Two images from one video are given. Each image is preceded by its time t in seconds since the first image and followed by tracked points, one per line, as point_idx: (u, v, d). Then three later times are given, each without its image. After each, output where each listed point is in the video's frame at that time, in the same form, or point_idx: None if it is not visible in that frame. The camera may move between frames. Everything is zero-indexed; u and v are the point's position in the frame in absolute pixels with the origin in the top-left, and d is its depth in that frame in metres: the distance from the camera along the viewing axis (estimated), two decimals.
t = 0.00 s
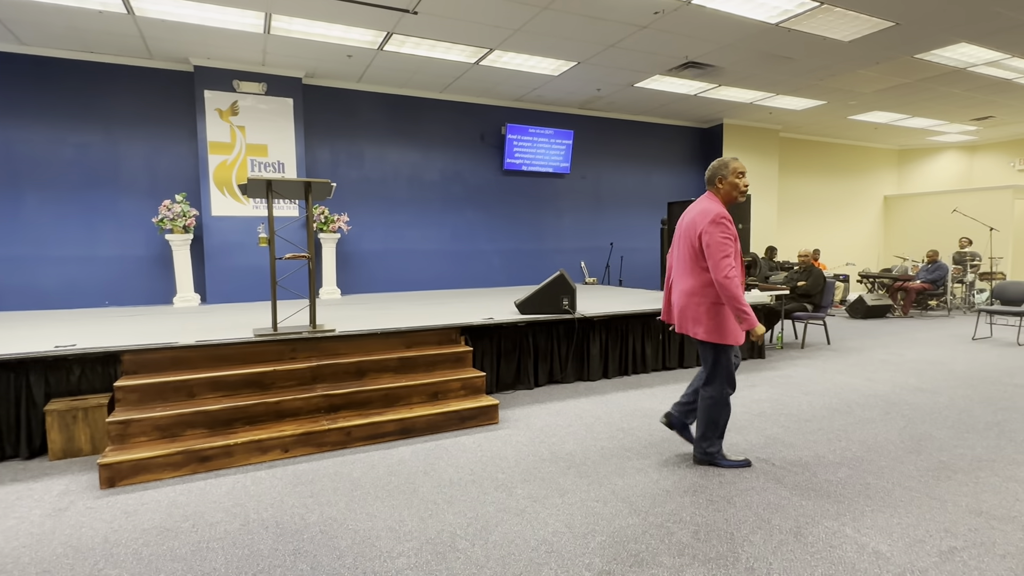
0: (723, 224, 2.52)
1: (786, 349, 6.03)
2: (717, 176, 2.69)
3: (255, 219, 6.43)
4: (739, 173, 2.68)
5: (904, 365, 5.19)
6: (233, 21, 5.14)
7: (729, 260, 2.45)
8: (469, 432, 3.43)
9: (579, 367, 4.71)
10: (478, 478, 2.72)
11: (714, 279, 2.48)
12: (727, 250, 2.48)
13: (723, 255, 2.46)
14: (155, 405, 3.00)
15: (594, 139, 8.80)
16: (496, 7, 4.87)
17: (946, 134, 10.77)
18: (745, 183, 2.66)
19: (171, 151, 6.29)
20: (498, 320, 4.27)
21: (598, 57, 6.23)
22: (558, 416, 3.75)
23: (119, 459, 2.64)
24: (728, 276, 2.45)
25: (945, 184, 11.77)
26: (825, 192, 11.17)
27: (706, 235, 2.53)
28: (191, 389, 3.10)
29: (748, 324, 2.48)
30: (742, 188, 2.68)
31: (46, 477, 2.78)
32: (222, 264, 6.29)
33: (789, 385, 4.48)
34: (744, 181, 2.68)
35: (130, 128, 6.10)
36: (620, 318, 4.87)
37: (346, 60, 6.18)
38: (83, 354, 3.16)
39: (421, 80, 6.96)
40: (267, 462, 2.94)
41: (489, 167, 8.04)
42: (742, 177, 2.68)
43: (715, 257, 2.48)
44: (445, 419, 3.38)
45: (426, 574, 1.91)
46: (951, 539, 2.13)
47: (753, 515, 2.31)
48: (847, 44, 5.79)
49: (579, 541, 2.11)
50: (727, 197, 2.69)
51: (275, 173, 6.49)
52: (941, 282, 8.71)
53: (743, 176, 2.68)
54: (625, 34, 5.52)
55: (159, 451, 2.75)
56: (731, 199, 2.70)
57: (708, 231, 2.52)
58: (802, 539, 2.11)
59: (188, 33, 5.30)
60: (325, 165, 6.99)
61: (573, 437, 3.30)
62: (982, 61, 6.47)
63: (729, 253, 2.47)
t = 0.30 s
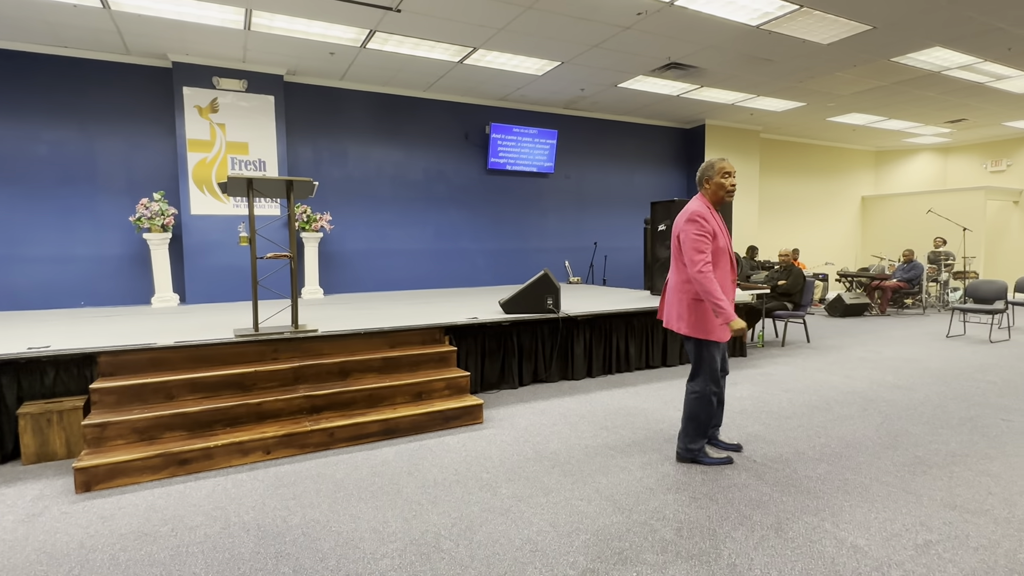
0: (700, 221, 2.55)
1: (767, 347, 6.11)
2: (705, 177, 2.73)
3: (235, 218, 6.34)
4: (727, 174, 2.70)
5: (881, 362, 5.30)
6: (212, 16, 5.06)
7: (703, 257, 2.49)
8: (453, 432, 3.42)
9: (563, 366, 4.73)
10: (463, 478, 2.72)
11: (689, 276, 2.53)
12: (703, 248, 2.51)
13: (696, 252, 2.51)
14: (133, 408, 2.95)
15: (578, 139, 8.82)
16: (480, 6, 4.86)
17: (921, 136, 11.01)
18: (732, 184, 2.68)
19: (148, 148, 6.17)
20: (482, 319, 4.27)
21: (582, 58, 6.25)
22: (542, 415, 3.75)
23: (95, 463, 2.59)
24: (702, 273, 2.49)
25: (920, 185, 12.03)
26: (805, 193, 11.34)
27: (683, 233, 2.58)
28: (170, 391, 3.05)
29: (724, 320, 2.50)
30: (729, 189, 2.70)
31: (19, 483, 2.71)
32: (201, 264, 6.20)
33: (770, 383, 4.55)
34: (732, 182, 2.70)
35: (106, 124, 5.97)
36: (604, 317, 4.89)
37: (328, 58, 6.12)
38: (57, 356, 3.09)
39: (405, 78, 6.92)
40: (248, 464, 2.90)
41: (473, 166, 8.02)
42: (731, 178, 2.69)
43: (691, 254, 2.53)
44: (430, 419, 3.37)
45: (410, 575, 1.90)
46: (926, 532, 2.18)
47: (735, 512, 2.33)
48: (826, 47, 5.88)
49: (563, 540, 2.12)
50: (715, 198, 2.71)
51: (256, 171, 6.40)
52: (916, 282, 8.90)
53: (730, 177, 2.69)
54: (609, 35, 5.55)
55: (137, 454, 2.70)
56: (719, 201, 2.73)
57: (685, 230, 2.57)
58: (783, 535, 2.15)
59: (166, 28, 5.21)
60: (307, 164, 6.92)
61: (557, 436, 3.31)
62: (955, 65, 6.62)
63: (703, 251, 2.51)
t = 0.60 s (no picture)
0: (679, 219, 2.62)
1: (754, 346, 6.17)
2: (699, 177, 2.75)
3: (222, 217, 6.28)
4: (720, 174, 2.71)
5: (866, 360, 5.36)
6: (198, 14, 5.00)
7: (671, 253, 2.58)
8: (442, 432, 3.41)
9: (553, 366, 4.73)
10: (452, 478, 2.71)
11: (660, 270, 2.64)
12: (674, 244, 2.59)
13: (667, 248, 2.60)
14: (118, 409, 2.91)
15: (567, 139, 8.84)
16: (469, 5, 4.84)
17: (905, 138, 11.16)
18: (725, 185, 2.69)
19: (132, 146, 6.09)
20: (472, 319, 4.26)
21: (571, 58, 6.26)
22: (531, 414, 3.76)
23: (79, 465, 2.55)
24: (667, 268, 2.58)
25: (904, 186, 12.20)
26: (791, 193, 11.45)
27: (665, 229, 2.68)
28: (155, 393, 3.01)
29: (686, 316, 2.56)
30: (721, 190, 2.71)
31: None
32: (187, 264, 6.13)
33: (757, 381, 4.59)
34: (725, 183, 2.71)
35: (89, 122, 5.89)
36: (594, 317, 4.91)
37: (316, 56, 6.08)
38: (38, 357, 3.04)
39: (393, 77, 6.89)
40: (235, 466, 2.88)
41: (462, 166, 8.01)
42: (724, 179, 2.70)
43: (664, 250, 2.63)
44: (419, 419, 3.36)
45: None
46: (910, 528, 2.21)
47: (723, 509, 2.35)
48: (812, 48, 5.94)
49: (553, 539, 2.12)
50: (708, 199, 2.73)
51: (242, 170, 6.34)
52: (900, 281, 9.02)
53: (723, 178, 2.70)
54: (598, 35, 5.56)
55: (121, 456, 2.66)
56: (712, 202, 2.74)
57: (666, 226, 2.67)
58: (770, 532, 2.16)
59: (151, 25, 5.14)
60: (295, 163, 6.87)
61: (547, 436, 3.31)
62: (938, 68, 6.72)
63: (675, 247, 2.59)
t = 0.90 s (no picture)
0: (659, 217, 2.68)
1: (748, 345, 6.19)
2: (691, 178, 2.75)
3: (214, 217, 6.24)
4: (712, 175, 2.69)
5: (858, 359, 5.39)
6: (191, 12, 4.98)
7: (646, 250, 2.67)
8: (437, 432, 3.41)
9: (547, 366, 4.73)
10: (447, 479, 2.71)
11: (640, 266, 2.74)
12: (651, 242, 2.67)
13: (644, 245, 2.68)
14: (109, 410, 2.89)
15: (561, 139, 8.85)
16: (464, 5, 4.84)
17: (897, 138, 11.24)
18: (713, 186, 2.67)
19: (124, 145, 6.05)
20: (466, 319, 4.26)
21: (565, 58, 6.27)
22: (526, 414, 3.76)
23: (70, 467, 2.53)
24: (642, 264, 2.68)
25: (896, 186, 12.28)
26: (784, 193, 11.51)
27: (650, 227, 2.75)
28: (147, 394, 2.99)
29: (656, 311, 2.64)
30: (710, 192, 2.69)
31: None
32: (180, 264, 6.09)
33: (750, 381, 4.61)
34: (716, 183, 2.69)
35: (80, 121, 5.84)
36: (588, 317, 4.92)
37: (310, 55, 6.06)
38: (29, 358, 3.01)
39: (388, 76, 6.88)
40: (229, 467, 2.86)
41: (457, 166, 8.00)
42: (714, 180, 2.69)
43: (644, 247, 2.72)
44: (413, 419, 3.36)
45: None
46: (902, 526, 2.22)
47: (716, 508, 2.36)
48: (804, 49, 5.97)
49: (548, 539, 2.12)
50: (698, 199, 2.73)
51: (235, 170, 6.31)
52: (892, 280, 9.08)
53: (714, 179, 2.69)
54: (592, 35, 5.57)
55: (113, 457, 2.65)
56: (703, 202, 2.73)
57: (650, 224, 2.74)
58: (763, 530, 2.17)
59: (143, 23, 5.11)
60: (289, 163, 6.84)
61: (541, 436, 3.31)
62: (929, 69, 6.77)
63: (651, 245, 2.66)
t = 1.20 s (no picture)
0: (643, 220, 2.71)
1: (748, 345, 6.19)
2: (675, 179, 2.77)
3: (214, 217, 6.25)
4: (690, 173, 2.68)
5: (858, 360, 5.39)
6: (190, 12, 4.98)
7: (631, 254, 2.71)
8: (436, 432, 3.41)
9: (547, 366, 4.74)
10: (447, 479, 2.71)
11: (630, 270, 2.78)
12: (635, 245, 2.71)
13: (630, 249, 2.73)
14: (109, 410, 2.89)
15: (561, 139, 8.85)
16: (464, 5, 4.85)
17: (897, 138, 11.24)
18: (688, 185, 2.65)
19: (124, 145, 6.05)
20: (466, 319, 4.26)
21: (565, 58, 6.28)
22: (526, 414, 3.76)
23: (70, 467, 2.53)
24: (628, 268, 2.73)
25: (896, 186, 12.28)
26: (784, 193, 11.51)
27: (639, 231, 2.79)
28: (147, 394, 2.99)
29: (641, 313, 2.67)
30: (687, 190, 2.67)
31: None
32: (180, 264, 6.10)
33: (750, 381, 4.61)
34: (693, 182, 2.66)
35: (80, 121, 5.84)
36: (588, 317, 4.92)
37: (310, 55, 6.06)
38: (30, 358, 3.01)
39: (388, 77, 6.88)
40: (229, 467, 2.87)
41: (456, 166, 8.00)
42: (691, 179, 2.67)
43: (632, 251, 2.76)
44: (413, 419, 3.36)
45: None
46: (902, 525, 2.23)
47: (716, 508, 2.37)
48: (804, 49, 5.98)
49: (548, 539, 2.12)
50: (681, 199, 2.70)
51: (236, 170, 6.32)
52: (892, 280, 9.08)
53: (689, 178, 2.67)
54: (592, 36, 5.58)
55: (113, 457, 2.65)
56: (687, 202, 2.71)
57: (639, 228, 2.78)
58: (763, 530, 2.18)
59: (142, 23, 5.11)
60: (289, 163, 6.85)
61: (542, 436, 3.31)
62: (929, 69, 6.77)
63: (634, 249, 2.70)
